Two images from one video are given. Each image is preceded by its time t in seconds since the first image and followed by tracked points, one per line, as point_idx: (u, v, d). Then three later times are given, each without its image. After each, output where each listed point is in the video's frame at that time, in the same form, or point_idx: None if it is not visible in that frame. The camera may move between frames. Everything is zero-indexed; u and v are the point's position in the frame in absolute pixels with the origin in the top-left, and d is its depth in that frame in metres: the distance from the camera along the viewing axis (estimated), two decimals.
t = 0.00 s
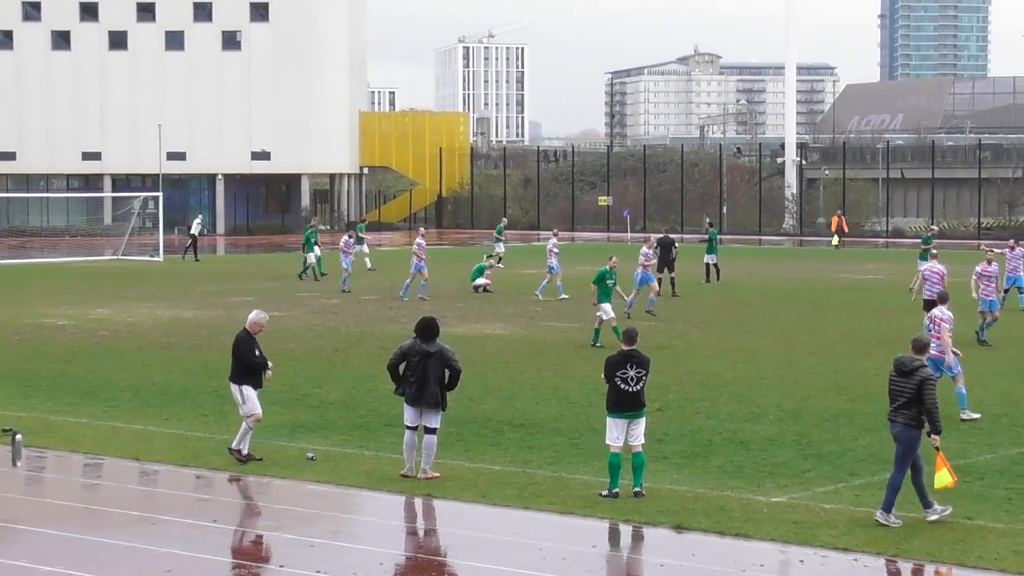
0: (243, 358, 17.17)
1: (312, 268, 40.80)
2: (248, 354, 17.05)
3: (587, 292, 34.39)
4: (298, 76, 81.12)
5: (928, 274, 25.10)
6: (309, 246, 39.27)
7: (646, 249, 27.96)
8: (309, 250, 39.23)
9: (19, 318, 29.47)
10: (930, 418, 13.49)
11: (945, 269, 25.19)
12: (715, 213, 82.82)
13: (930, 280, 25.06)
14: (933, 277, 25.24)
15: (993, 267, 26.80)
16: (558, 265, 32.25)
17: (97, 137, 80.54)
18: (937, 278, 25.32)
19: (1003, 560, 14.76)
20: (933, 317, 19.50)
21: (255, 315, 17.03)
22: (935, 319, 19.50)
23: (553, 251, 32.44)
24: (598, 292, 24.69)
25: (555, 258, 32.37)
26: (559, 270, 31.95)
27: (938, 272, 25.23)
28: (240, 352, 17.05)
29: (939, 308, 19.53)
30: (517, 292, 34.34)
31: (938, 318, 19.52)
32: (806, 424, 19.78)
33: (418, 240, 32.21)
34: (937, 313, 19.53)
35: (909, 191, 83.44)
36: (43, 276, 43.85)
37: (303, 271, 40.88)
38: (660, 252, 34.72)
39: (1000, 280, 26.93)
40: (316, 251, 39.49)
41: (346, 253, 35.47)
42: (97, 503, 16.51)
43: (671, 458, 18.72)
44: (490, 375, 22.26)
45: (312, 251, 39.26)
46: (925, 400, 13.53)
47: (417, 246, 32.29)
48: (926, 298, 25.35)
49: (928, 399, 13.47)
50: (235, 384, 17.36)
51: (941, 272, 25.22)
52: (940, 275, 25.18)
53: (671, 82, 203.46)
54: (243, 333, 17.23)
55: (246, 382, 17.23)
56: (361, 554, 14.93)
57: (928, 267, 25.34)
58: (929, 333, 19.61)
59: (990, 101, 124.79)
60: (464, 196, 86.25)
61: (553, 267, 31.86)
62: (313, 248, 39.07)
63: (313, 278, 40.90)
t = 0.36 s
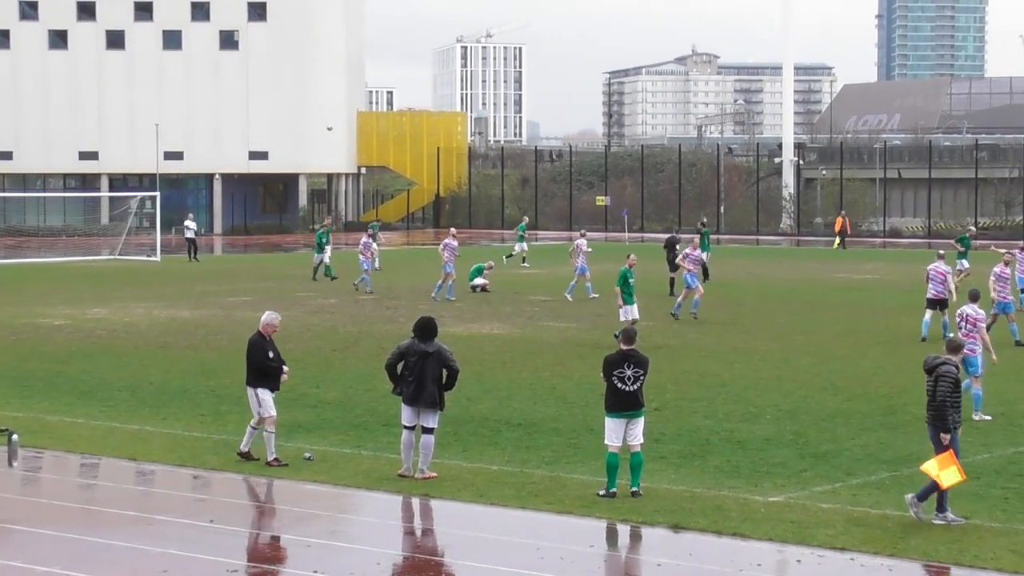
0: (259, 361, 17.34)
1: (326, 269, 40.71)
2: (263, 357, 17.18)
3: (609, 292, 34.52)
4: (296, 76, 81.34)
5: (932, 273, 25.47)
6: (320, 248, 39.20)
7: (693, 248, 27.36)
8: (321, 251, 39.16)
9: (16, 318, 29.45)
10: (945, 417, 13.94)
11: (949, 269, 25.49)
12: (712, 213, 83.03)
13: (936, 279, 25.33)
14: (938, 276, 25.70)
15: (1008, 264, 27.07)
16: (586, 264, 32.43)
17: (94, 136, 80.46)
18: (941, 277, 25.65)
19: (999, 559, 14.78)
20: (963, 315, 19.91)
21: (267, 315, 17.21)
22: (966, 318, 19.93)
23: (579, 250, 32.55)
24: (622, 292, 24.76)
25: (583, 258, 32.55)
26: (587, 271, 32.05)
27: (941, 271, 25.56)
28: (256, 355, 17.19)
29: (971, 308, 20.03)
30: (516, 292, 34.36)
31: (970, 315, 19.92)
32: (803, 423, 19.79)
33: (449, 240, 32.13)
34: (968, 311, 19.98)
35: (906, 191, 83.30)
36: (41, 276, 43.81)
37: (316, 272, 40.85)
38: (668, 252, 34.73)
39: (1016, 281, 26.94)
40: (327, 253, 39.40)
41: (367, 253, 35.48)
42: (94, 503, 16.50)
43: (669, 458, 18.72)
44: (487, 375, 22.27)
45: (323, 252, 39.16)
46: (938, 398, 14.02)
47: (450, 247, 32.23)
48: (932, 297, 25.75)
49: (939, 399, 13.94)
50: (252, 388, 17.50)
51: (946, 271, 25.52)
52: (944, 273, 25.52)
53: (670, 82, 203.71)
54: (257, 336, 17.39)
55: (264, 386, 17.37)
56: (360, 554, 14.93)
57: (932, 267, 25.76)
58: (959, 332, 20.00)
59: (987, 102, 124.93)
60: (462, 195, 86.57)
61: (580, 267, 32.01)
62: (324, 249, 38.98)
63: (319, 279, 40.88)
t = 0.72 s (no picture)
0: (264, 359, 17.45)
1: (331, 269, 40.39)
2: (266, 357, 17.28)
3: (628, 290, 34.93)
4: (288, 76, 81.30)
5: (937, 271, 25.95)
6: (326, 246, 39.05)
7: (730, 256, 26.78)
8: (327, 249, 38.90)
9: (5, 317, 29.29)
10: (970, 420, 13.89)
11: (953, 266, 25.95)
12: (705, 213, 83.23)
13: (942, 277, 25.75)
14: (944, 273, 26.37)
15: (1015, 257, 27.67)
16: (607, 265, 33.71)
17: (84, 136, 80.22)
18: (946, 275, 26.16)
19: (988, 557, 14.85)
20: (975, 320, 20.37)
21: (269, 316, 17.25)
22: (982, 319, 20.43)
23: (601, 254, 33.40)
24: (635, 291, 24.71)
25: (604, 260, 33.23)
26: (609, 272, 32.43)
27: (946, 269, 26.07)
28: (257, 354, 17.29)
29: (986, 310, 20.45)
30: (509, 292, 34.29)
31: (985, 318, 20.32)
32: (792, 422, 19.84)
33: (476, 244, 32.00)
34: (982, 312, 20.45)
35: (897, 191, 83.51)
36: (30, 276, 43.55)
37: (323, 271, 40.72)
38: (668, 253, 34.88)
39: None
40: (333, 251, 39.22)
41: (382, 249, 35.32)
42: (82, 503, 16.45)
43: (661, 458, 18.75)
44: (479, 375, 22.24)
45: (329, 251, 38.95)
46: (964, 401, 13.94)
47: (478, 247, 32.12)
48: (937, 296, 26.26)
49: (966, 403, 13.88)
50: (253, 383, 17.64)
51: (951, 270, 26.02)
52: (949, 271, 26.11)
53: (662, 82, 203.58)
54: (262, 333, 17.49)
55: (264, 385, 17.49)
56: (350, 554, 14.90)
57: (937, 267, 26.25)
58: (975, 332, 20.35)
59: (979, 103, 125.13)
60: (454, 195, 87.13)
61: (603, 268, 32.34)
62: (330, 248, 38.81)
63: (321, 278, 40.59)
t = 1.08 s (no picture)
0: (199, 358, 17.09)
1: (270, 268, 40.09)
2: (206, 356, 16.93)
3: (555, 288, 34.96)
4: (212, 72, 80.94)
5: (877, 268, 26.00)
6: (265, 244, 38.76)
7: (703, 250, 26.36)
8: (266, 247, 38.64)
9: None
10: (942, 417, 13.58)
11: (892, 263, 25.95)
12: (630, 210, 83.56)
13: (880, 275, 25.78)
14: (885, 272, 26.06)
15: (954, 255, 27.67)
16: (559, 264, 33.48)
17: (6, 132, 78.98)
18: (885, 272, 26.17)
19: (911, 553, 14.94)
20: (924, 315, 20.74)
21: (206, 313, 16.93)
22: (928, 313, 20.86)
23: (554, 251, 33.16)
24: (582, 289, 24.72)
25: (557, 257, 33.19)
26: (561, 268, 32.52)
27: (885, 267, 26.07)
28: (196, 352, 16.93)
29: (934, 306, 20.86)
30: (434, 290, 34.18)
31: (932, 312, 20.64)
32: (718, 420, 19.92)
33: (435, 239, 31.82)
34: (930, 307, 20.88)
35: (822, 190, 84.62)
36: None
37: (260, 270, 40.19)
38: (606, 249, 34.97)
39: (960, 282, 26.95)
40: (271, 249, 38.95)
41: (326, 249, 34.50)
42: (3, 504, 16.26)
43: (587, 456, 18.74)
44: (406, 374, 22.18)
45: (268, 249, 38.71)
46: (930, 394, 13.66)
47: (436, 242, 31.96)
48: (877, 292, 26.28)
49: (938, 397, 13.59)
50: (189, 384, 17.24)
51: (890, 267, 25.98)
52: (888, 268, 26.14)
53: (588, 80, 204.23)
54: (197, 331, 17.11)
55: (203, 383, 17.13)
56: (275, 553, 14.82)
57: (877, 262, 26.14)
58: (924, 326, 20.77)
59: (901, 100, 127.00)
60: (380, 193, 86.74)
61: (554, 264, 32.36)
62: (269, 246, 38.54)
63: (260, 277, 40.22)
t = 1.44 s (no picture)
0: (142, 359, 16.29)
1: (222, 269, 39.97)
2: (149, 358, 16.19)
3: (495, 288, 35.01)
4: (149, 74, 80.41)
5: (831, 269, 26.32)
6: (214, 246, 38.66)
7: (690, 253, 26.50)
8: (216, 249, 38.63)
9: None
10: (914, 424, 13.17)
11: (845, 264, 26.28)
12: (569, 211, 84.62)
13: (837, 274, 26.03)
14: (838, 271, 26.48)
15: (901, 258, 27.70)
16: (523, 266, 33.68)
17: None
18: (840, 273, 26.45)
19: (847, 552, 15.01)
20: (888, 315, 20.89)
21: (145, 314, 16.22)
22: (893, 312, 21.06)
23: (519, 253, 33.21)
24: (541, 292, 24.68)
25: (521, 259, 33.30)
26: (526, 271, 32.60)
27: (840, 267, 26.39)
28: (137, 353, 16.20)
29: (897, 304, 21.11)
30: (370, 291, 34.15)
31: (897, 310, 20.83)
32: (656, 420, 19.98)
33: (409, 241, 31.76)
34: (894, 307, 21.12)
35: (758, 191, 84.62)
36: None
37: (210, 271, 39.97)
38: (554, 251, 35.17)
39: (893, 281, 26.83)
40: (222, 250, 38.91)
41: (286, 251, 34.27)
42: None
43: (525, 457, 18.74)
44: (344, 375, 22.17)
45: (219, 250, 38.65)
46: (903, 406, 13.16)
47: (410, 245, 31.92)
48: (832, 291, 26.66)
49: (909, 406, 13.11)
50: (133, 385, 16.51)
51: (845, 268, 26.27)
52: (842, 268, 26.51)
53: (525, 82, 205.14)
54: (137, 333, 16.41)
55: (145, 385, 16.37)
56: (213, 555, 14.79)
57: (831, 264, 26.65)
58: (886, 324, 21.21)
59: (836, 103, 129.58)
60: (317, 194, 86.45)
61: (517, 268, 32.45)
62: (219, 247, 38.49)
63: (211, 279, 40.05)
